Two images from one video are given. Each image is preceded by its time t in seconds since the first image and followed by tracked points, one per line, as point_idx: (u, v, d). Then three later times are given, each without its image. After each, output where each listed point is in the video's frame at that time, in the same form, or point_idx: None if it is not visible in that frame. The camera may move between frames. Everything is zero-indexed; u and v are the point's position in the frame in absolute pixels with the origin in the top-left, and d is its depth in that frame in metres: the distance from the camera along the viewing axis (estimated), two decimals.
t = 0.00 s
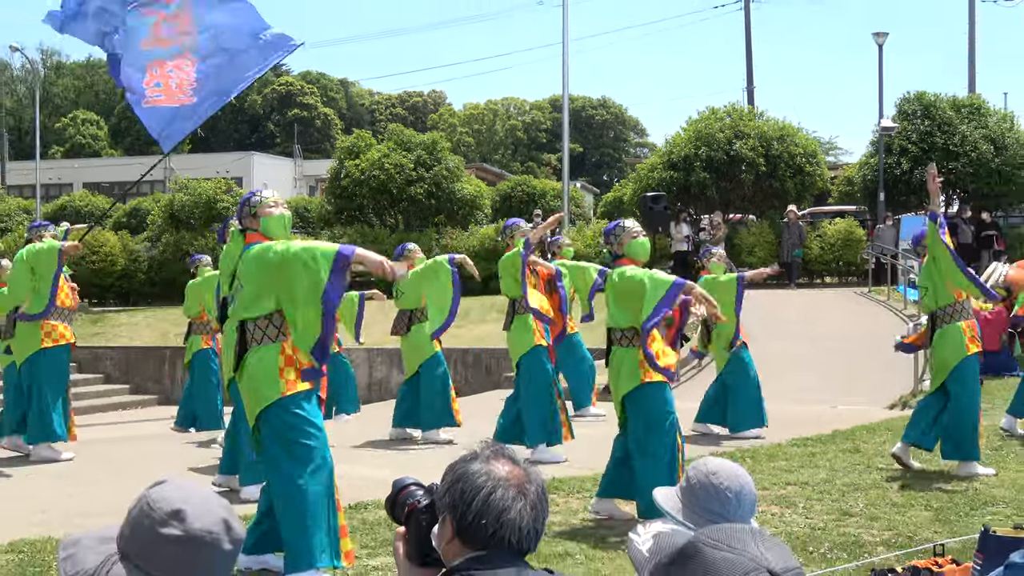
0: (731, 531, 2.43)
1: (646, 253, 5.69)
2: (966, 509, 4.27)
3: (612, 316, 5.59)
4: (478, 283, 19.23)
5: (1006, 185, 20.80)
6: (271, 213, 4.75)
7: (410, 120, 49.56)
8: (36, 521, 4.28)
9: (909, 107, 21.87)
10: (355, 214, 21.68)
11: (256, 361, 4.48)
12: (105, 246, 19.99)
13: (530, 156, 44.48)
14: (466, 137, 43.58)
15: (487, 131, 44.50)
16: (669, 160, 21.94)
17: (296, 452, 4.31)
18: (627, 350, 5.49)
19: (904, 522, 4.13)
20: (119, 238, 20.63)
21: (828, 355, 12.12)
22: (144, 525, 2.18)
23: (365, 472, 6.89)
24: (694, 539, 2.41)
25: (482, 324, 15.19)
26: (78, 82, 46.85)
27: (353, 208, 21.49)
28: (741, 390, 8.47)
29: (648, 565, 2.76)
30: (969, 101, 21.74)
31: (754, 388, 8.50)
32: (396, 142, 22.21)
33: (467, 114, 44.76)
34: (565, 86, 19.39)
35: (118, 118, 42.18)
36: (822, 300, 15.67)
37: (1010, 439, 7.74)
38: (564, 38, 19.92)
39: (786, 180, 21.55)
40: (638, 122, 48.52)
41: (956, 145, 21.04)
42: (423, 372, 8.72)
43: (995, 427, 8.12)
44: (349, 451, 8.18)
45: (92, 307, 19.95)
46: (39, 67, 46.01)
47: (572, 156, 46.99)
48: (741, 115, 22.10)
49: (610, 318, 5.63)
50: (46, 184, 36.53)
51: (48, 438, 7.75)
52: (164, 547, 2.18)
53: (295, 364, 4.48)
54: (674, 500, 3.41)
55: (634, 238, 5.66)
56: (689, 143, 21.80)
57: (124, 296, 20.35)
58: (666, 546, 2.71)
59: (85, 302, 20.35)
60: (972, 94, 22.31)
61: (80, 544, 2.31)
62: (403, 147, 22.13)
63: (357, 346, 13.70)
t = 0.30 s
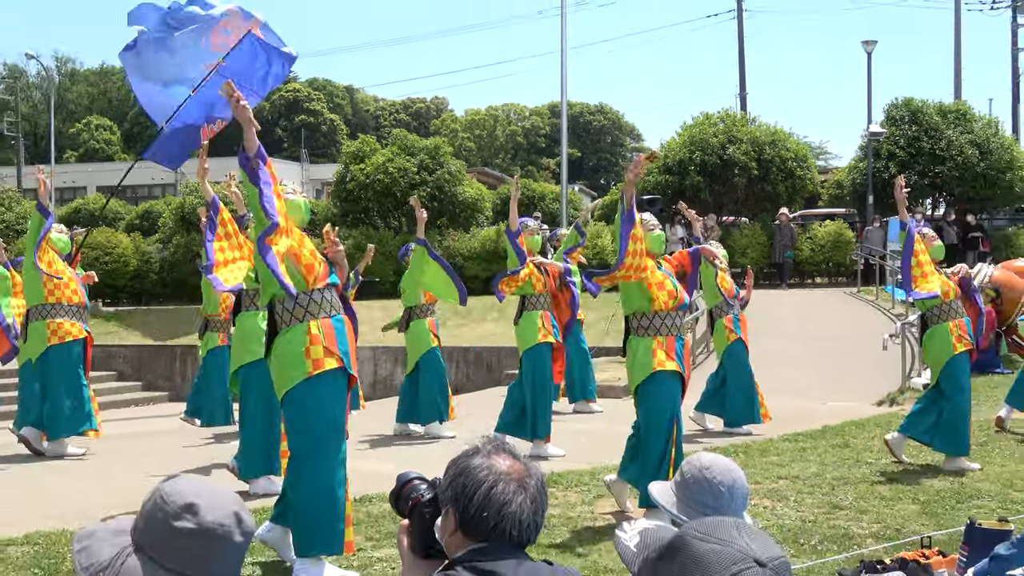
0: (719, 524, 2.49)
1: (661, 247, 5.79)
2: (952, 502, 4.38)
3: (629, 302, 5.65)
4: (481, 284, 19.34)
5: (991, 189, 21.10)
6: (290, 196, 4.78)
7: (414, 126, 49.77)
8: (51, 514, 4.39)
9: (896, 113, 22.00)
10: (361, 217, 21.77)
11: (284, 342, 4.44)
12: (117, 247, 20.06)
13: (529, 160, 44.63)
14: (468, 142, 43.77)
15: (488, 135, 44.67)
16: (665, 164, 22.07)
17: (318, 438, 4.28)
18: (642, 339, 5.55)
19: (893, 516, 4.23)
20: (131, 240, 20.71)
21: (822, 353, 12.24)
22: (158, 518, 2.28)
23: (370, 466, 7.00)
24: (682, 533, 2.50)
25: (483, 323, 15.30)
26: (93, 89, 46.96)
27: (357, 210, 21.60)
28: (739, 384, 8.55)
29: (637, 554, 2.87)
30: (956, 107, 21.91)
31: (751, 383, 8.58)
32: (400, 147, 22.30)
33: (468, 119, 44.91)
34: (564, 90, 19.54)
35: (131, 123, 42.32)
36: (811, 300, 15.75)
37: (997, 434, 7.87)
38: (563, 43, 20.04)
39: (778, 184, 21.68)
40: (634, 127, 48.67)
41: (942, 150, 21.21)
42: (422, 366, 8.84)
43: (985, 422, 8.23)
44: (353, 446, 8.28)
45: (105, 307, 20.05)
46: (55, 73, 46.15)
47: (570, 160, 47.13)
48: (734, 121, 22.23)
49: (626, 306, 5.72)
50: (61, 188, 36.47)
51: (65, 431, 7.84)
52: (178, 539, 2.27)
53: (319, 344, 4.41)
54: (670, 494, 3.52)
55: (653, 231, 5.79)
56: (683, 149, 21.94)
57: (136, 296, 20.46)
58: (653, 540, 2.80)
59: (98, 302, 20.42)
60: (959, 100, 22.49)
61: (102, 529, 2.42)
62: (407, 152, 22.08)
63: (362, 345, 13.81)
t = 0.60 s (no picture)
0: (717, 519, 2.44)
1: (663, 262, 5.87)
2: (938, 496, 4.50)
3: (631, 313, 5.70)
4: (482, 285, 19.46)
5: (976, 192, 21.25)
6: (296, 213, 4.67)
7: (417, 133, 50.03)
8: (66, 508, 4.51)
9: (885, 119, 22.24)
10: (366, 219, 21.87)
11: (288, 352, 4.51)
12: (130, 249, 20.20)
13: (530, 164, 44.85)
14: (470, 146, 44.03)
15: (489, 140, 44.88)
16: (660, 168, 22.18)
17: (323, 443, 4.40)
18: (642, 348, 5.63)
19: (880, 509, 4.35)
20: (143, 242, 20.82)
21: (816, 351, 12.36)
22: (169, 511, 2.37)
23: (374, 461, 7.12)
24: (682, 524, 2.43)
25: (484, 321, 15.42)
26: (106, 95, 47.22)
27: (360, 213, 21.75)
28: (731, 383, 8.68)
29: (639, 544, 3.01)
30: (942, 112, 22.15)
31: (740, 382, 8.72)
32: (403, 151, 22.52)
33: (470, 125, 45.14)
34: (563, 93, 19.71)
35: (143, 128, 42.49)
36: (801, 300, 15.86)
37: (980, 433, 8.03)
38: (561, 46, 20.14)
39: (770, 187, 21.87)
40: (631, 133, 48.82)
41: (929, 154, 21.44)
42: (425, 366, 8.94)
43: (974, 418, 8.33)
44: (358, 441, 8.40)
45: (119, 306, 20.15)
46: (67, 78, 46.38)
47: (568, 164, 47.29)
48: (727, 126, 22.42)
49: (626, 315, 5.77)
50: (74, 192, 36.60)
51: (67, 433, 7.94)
52: (190, 531, 2.37)
53: (325, 352, 4.50)
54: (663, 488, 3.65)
55: (656, 242, 5.80)
56: (678, 153, 22.09)
57: (148, 296, 20.57)
58: (655, 529, 2.95)
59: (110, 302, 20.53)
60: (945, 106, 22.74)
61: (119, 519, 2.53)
62: (411, 156, 22.50)
63: (366, 343, 13.92)
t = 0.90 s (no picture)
0: (708, 512, 2.40)
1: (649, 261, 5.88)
2: (924, 489, 4.64)
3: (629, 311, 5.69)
4: (485, 287, 19.60)
5: (959, 196, 21.60)
6: (310, 232, 4.67)
7: (421, 138, 50.25)
8: (80, 501, 4.63)
9: (872, 124, 22.41)
10: (371, 221, 21.98)
11: (299, 359, 4.56)
12: (142, 250, 20.22)
13: (529, 168, 45.00)
14: (471, 151, 44.26)
15: (490, 145, 45.01)
16: (655, 172, 22.35)
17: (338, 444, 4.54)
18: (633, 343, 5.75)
19: (868, 502, 4.49)
20: (155, 243, 20.83)
21: (809, 351, 12.48)
22: (179, 505, 2.43)
23: (378, 455, 7.24)
24: (670, 516, 2.39)
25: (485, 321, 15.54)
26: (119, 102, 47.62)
27: (361, 216, 21.88)
28: (722, 380, 8.86)
29: (633, 538, 2.98)
30: (930, 118, 22.32)
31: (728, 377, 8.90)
32: (407, 156, 22.69)
33: (472, 130, 45.32)
34: (561, 96, 19.85)
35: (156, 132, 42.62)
36: (793, 300, 15.98)
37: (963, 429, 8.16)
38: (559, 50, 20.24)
39: (762, 191, 21.98)
40: (627, 138, 49.08)
41: (914, 159, 21.69)
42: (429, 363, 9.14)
43: (962, 415, 8.46)
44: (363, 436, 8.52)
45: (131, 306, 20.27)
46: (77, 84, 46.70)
47: (566, 168, 47.48)
48: (721, 131, 22.60)
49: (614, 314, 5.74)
50: (90, 195, 36.86)
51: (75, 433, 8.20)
52: (199, 524, 2.43)
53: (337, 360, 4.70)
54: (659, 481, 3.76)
55: (641, 245, 5.81)
56: (673, 157, 22.23)
57: (160, 296, 20.67)
58: (646, 524, 2.92)
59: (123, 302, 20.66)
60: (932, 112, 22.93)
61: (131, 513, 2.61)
62: (415, 160, 22.65)
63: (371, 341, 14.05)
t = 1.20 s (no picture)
0: (701, 503, 2.51)
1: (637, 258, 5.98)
2: (911, 483, 4.79)
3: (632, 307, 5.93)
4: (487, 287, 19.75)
5: (946, 199, 21.87)
6: (328, 226, 4.91)
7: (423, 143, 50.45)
8: (95, 494, 4.77)
9: (860, 130, 22.52)
10: (376, 224, 22.16)
11: (309, 346, 4.68)
12: (154, 251, 20.32)
13: (528, 172, 45.17)
14: (472, 155, 44.45)
15: (491, 150, 45.19)
16: (650, 176, 22.49)
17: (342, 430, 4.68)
18: (629, 338, 5.90)
19: (856, 495, 4.65)
20: (166, 244, 20.95)
21: (805, 349, 12.58)
22: (192, 497, 2.49)
23: (381, 449, 7.37)
24: (662, 509, 2.49)
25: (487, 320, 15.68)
26: (132, 107, 48.00)
27: (367, 219, 22.01)
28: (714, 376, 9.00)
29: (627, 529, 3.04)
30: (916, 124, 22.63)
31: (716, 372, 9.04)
32: (410, 160, 22.89)
33: (473, 135, 45.52)
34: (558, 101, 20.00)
35: (168, 137, 42.99)
36: (785, 300, 16.12)
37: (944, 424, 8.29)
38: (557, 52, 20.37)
39: (754, 195, 22.17)
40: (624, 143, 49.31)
41: (902, 163, 21.88)
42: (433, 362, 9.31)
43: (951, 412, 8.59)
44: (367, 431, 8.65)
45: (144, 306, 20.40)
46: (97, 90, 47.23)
47: (564, 173, 47.61)
48: (714, 137, 22.77)
49: (609, 312, 5.92)
50: (103, 198, 37.13)
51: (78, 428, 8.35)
52: (212, 515, 2.49)
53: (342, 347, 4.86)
54: (655, 476, 3.87)
55: (630, 246, 5.91)
56: (668, 162, 22.38)
57: (172, 296, 20.76)
58: (639, 516, 2.99)
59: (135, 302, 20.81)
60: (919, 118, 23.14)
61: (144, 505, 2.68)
62: (418, 165, 22.82)
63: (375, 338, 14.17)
